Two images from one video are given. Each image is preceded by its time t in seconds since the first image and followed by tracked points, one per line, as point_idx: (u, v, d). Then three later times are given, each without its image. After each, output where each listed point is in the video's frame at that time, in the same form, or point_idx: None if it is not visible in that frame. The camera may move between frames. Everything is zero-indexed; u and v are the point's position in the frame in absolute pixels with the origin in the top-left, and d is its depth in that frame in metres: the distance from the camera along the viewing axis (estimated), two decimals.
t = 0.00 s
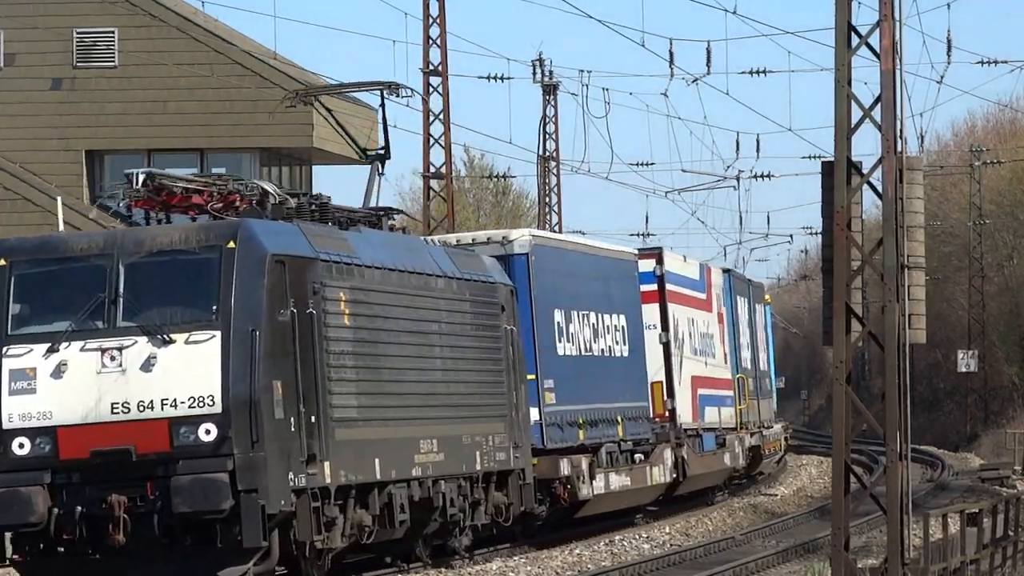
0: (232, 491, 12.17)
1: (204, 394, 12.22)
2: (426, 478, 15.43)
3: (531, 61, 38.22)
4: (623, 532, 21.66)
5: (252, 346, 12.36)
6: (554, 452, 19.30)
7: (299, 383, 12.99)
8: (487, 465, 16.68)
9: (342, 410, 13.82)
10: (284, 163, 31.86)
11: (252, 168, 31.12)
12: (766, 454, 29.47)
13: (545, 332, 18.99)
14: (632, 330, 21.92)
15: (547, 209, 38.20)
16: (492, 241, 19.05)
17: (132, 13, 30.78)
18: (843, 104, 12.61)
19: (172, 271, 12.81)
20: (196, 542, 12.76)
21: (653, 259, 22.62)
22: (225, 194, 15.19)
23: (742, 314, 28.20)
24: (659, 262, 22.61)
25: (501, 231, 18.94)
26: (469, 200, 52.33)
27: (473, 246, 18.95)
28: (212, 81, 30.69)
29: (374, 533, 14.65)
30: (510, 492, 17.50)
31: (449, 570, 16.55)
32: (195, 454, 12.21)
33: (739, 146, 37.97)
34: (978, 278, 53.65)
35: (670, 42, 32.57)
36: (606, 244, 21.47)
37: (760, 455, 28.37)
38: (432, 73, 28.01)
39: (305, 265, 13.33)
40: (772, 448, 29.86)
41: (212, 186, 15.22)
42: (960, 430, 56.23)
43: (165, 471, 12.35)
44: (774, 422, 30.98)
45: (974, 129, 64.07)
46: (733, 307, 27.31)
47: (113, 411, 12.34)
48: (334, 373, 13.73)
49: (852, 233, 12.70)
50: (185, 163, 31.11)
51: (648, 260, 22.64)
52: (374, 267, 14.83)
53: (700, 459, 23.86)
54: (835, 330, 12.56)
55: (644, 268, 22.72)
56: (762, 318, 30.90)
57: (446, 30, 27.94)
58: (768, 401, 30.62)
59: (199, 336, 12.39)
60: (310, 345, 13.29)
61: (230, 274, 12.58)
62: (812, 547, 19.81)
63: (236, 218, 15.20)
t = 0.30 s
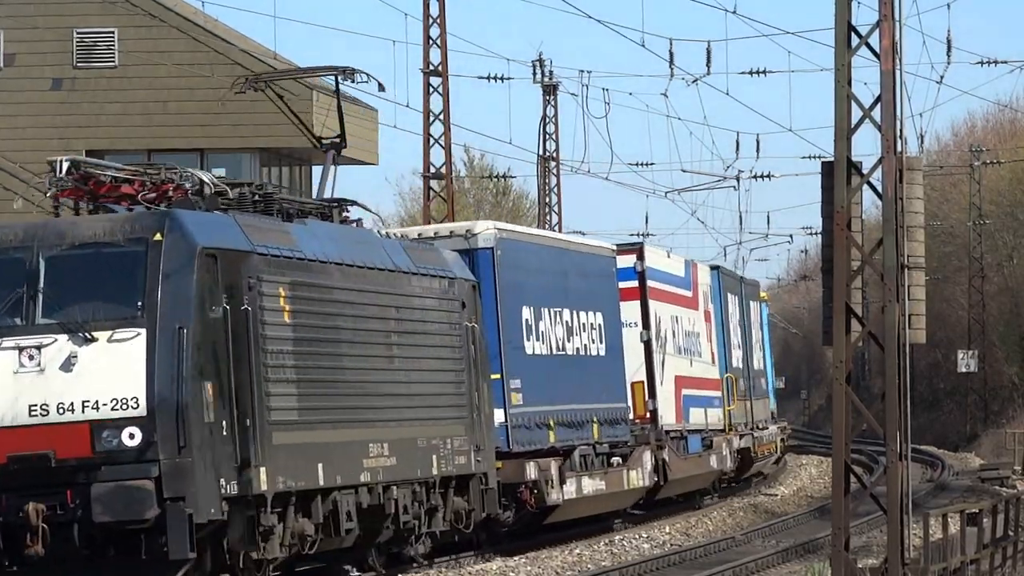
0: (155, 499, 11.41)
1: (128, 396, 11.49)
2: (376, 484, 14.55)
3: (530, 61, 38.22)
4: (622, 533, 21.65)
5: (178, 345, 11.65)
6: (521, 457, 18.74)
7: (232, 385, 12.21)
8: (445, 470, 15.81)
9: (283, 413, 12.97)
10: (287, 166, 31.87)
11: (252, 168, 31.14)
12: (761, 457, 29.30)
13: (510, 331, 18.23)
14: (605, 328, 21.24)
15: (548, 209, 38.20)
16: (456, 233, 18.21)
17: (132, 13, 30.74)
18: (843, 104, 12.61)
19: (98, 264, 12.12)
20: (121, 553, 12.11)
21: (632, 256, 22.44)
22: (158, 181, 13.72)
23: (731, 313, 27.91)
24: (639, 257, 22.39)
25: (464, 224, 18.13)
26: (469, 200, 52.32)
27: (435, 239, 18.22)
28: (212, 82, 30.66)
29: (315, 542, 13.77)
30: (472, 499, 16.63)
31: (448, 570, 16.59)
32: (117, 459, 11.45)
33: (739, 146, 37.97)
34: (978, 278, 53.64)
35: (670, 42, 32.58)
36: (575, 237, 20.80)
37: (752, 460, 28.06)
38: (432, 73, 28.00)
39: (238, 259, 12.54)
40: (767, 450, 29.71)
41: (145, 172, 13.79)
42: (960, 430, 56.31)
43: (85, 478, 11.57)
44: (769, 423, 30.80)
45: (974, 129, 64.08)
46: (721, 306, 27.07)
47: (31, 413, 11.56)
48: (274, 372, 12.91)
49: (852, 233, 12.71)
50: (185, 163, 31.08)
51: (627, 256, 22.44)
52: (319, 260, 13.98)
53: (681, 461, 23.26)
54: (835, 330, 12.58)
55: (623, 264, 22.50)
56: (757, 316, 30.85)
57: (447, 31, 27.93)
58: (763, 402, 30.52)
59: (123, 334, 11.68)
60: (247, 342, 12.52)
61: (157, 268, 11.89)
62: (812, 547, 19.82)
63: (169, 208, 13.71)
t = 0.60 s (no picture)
0: (56, 507, 10.78)
1: (26, 396, 10.87)
2: (311, 492, 14.04)
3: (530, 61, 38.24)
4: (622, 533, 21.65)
5: (83, 341, 11.02)
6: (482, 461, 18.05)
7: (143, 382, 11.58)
8: (389, 476, 15.33)
9: (227, 415, 12.80)
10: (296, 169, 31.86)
11: (252, 168, 31.11)
12: (751, 460, 28.87)
13: (465, 329, 17.56)
14: (575, 326, 20.55)
15: (547, 210, 38.21)
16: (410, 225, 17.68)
17: (133, 13, 30.79)
18: (843, 104, 12.62)
19: None
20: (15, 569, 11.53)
21: (608, 249, 21.59)
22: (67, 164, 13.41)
23: (719, 311, 27.20)
24: (614, 251, 21.56)
25: (417, 216, 17.55)
26: (469, 200, 52.29)
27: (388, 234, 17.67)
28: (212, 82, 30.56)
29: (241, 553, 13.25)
30: (418, 505, 16.19)
31: (448, 570, 16.70)
32: (12, 466, 10.86)
33: (738, 145, 38.35)
34: (978, 278, 53.63)
35: (670, 42, 32.61)
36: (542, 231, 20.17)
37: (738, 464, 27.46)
38: (432, 73, 27.99)
39: (152, 250, 11.95)
40: (757, 454, 29.27)
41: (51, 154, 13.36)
42: (960, 430, 56.36)
43: None
44: (762, 424, 30.45)
45: (974, 129, 64.12)
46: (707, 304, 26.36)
47: None
48: (191, 372, 12.32)
49: (852, 233, 12.71)
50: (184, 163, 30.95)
51: (602, 250, 21.63)
52: (244, 251, 13.37)
53: (658, 465, 22.61)
54: (835, 330, 12.58)
55: (595, 259, 21.70)
56: (751, 316, 30.43)
57: (446, 31, 27.94)
58: (756, 403, 30.05)
59: (20, 329, 11.02)
60: (158, 338, 11.91)
61: (58, 258, 11.19)
62: (811, 547, 19.82)
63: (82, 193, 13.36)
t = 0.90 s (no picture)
0: None
1: None
2: (243, 497, 13.01)
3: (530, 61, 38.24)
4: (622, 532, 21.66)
5: None
6: (443, 466, 17.19)
7: (52, 380, 10.76)
8: (334, 482, 14.32)
9: (227, 417, 12.83)
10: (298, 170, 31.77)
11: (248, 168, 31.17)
12: (745, 462, 28.05)
13: (420, 326, 16.49)
14: (546, 323, 19.52)
15: (548, 210, 38.21)
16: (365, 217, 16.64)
17: (134, 13, 30.66)
18: (843, 104, 12.61)
19: None
20: None
21: (583, 245, 20.80)
22: None
23: (705, 308, 26.12)
24: (590, 247, 20.79)
25: (371, 207, 16.52)
26: (469, 201, 52.23)
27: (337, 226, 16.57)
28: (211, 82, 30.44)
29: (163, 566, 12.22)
30: (367, 514, 15.15)
31: (448, 570, 16.70)
32: None
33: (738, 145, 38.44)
34: (978, 278, 53.63)
35: (670, 42, 32.62)
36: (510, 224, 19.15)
37: (725, 467, 26.52)
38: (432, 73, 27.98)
39: (64, 239, 11.11)
40: (750, 456, 28.39)
41: None
42: (960, 431, 56.39)
43: None
44: (756, 424, 29.70)
45: (974, 129, 64.12)
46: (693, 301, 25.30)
47: None
48: (107, 372, 11.39)
49: (852, 233, 12.71)
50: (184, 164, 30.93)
51: (579, 245, 20.84)
52: (172, 242, 12.45)
53: (638, 469, 21.71)
54: (835, 330, 12.58)
55: (570, 255, 20.92)
56: (743, 313, 29.57)
57: (446, 31, 27.94)
58: (746, 404, 29.09)
59: None
60: (71, 333, 11.03)
61: None
62: (811, 547, 19.83)
63: None
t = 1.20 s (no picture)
0: None
1: None
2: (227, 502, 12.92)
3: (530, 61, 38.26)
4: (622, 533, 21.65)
5: None
6: (390, 472, 15.88)
7: None
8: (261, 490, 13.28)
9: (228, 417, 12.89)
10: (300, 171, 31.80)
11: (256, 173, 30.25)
12: (737, 464, 27.40)
13: (366, 322, 15.23)
14: (509, 320, 18.33)
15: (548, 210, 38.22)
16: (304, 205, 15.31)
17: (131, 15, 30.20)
18: (843, 104, 12.62)
19: None
20: None
21: (551, 238, 19.83)
22: None
23: (686, 304, 25.16)
24: (558, 240, 19.81)
25: (311, 195, 15.17)
26: (469, 201, 52.18)
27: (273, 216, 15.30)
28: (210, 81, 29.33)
29: None
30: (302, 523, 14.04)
31: (448, 570, 16.69)
32: None
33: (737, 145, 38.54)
34: (978, 278, 53.61)
35: (670, 43, 32.64)
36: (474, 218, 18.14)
37: (713, 471, 25.73)
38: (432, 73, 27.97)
39: None
40: (740, 458, 27.68)
41: None
42: (960, 431, 56.37)
43: None
44: (747, 425, 29.09)
45: (974, 129, 64.14)
46: (674, 298, 24.39)
47: None
48: None
49: (852, 233, 12.72)
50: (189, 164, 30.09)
51: (547, 238, 19.86)
52: (68, 230, 11.37)
53: (610, 472, 20.89)
54: (835, 329, 12.58)
55: (537, 248, 19.93)
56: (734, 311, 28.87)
57: (446, 31, 27.94)
58: (737, 404, 28.36)
59: None
60: None
61: None
62: (811, 547, 19.83)
63: None
